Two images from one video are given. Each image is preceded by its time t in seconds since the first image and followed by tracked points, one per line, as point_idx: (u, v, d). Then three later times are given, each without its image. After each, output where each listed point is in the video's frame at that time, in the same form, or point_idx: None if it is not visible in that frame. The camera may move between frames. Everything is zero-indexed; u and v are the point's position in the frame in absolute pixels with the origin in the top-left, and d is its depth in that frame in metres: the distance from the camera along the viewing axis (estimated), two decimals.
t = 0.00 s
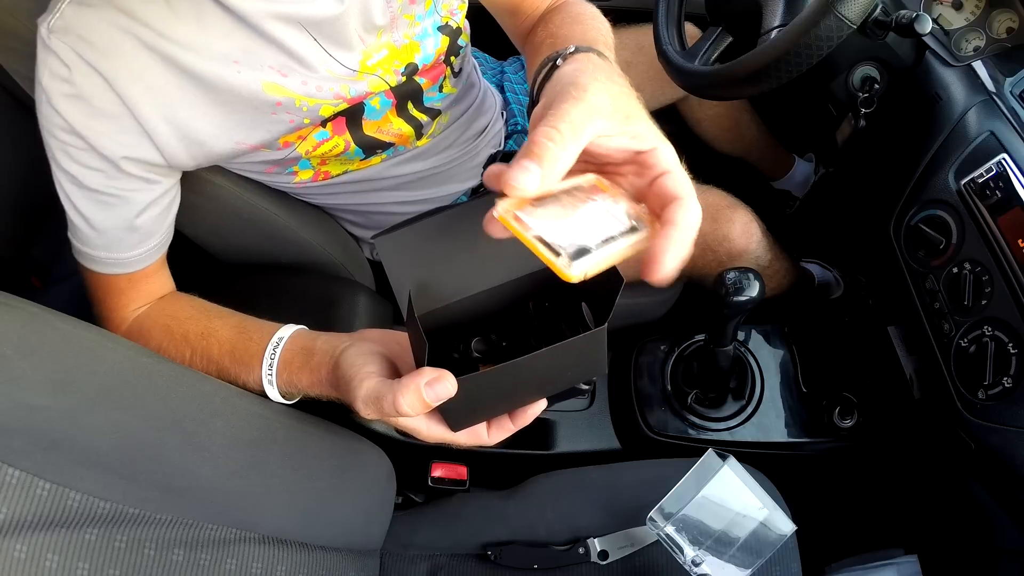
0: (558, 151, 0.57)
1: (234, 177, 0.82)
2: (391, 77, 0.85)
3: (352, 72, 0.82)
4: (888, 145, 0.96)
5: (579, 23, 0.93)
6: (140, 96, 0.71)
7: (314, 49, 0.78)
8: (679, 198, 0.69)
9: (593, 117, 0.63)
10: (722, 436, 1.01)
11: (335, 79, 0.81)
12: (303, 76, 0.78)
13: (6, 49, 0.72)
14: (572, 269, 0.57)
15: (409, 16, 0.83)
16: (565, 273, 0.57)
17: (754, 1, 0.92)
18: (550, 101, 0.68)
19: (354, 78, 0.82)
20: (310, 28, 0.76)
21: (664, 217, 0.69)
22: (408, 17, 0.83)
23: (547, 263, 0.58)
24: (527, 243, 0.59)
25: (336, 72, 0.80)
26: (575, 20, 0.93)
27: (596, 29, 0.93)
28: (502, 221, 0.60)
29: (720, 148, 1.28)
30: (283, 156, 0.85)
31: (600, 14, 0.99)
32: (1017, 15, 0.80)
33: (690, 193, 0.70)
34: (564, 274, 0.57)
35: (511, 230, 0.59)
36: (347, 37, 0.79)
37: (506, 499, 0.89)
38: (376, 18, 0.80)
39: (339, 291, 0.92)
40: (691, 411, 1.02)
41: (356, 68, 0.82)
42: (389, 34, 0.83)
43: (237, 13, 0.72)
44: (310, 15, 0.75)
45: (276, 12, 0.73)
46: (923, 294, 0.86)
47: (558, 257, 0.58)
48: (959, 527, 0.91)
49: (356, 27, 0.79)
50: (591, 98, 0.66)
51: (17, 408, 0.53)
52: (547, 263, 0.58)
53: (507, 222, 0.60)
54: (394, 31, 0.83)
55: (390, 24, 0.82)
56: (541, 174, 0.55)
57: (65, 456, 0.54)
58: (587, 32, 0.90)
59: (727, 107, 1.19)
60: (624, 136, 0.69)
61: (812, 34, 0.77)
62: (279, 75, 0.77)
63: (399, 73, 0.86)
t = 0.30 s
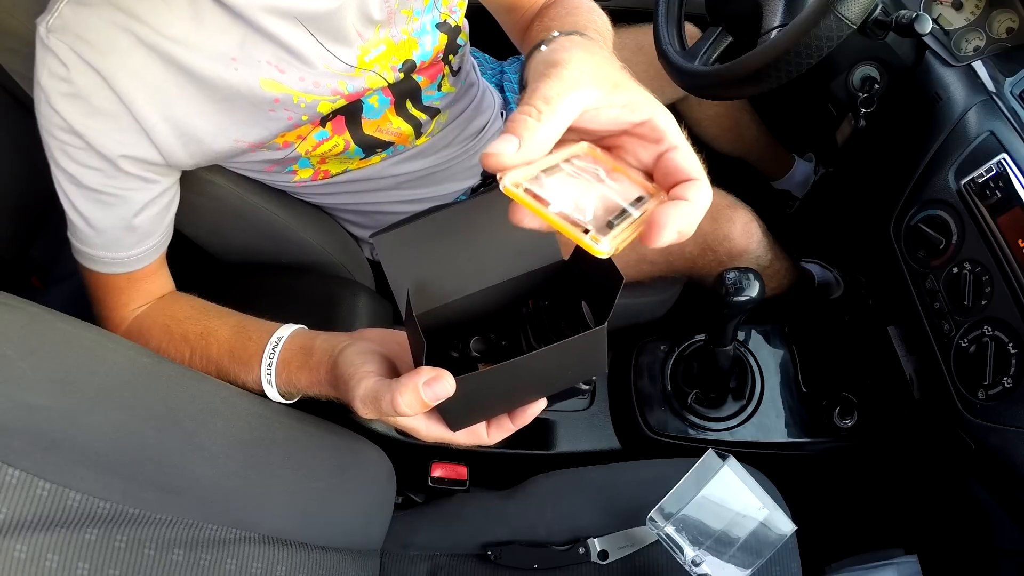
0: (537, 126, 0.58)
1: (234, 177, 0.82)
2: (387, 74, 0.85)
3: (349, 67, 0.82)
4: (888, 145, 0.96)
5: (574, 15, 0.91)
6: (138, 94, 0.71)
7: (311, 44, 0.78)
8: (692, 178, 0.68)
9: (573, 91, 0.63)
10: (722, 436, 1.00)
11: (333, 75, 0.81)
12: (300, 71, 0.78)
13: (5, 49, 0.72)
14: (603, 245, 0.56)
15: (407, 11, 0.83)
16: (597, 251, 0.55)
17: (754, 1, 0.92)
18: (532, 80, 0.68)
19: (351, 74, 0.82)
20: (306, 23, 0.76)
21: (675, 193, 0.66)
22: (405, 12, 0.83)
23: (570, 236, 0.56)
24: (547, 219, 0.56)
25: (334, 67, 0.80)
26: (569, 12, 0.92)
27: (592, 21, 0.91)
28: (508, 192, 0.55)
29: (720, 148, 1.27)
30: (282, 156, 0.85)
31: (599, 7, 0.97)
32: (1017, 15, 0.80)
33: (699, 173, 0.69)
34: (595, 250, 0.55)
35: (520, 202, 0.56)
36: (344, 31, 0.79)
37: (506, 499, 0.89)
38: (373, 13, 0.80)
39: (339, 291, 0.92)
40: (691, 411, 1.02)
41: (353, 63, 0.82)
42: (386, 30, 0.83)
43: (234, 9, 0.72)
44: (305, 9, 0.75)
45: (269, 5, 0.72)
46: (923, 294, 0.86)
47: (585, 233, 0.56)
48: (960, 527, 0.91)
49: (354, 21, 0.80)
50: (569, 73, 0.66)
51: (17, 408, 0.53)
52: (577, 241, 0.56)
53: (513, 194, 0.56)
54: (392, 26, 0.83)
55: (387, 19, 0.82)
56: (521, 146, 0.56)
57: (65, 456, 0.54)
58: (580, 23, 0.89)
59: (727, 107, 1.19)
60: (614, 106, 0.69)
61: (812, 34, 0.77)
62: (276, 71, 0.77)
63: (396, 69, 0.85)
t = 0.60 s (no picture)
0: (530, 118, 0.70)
1: (234, 176, 0.82)
2: (387, 72, 0.85)
3: (349, 65, 0.82)
4: (888, 145, 0.96)
5: (568, 22, 0.91)
6: (138, 94, 0.71)
7: (309, 39, 0.78)
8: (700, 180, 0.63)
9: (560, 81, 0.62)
10: (722, 436, 1.01)
11: (333, 73, 0.81)
12: (299, 69, 0.78)
13: (6, 49, 0.72)
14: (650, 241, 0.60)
15: (407, 9, 0.83)
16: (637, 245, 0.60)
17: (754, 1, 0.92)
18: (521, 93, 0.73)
19: (350, 73, 0.82)
20: (304, 18, 0.76)
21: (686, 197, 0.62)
22: (405, 10, 0.83)
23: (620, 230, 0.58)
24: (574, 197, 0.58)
25: (334, 64, 0.81)
26: (563, 19, 0.92)
27: (586, 29, 0.91)
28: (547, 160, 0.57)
29: (720, 148, 1.26)
30: (282, 156, 0.86)
31: (595, 15, 0.96)
32: (1017, 15, 0.80)
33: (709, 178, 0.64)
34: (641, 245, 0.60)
35: (560, 176, 0.57)
36: (344, 28, 0.79)
37: (506, 499, 0.89)
38: (374, 10, 0.80)
39: (339, 291, 0.92)
40: (691, 411, 1.02)
41: (353, 61, 0.82)
42: (387, 27, 0.83)
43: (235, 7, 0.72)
44: (305, 6, 0.75)
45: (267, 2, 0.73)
46: (923, 294, 0.86)
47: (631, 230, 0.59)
48: (959, 527, 0.91)
49: (354, 19, 0.80)
50: (551, 80, 0.74)
51: (17, 408, 0.53)
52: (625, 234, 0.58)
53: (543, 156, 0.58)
54: (392, 24, 0.83)
55: (388, 17, 0.82)
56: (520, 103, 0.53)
57: (65, 456, 0.54)
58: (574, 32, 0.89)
59: (727, 107, 1.19)
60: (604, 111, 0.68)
61: (812, 34, 0.78)
62: (275, 69, 0.77)
63: (395, 68, 0.85)
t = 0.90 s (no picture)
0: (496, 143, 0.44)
1: (235, 177, 0.83)
2: (388, 68, 0.85)
3: (350, 60, 0.81)
4: (888, 145, 0.96)
5: (563, 23, 0.89)
6: (138, 92, 0.70)
7: (310, 34, 0.77)
8: (675, 166, 0.55)
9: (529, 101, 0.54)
10: (722, 436, 1.01)
11: (334, 68, 0.81)
12: (300, 66, 0.78)
13: (6, 49, 0.72)
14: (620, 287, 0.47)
15: (409, 4, 0.82)
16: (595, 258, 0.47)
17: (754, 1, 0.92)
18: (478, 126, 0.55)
19: (351, 68, 0.82)
20: (305, 13, 0.76)
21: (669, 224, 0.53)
22: (408, 5, 0.82)
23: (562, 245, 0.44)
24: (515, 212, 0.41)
25: (335, 59, 0.80)
26: (557, 19, 0.90)
27: (580, 30, 0.89)
28: (478, 184, 0.39)
29: (721, 148, 1.28)
30: (282, 152, 0.85)
31: (598, 15, 0.96)
32: (1017, 15, 0.80)
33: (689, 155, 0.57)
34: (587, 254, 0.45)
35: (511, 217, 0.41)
36: (346, 22, 0.79)
37: (506, 498, 0.89)
38: (377, 4, 0.80)
39: (340, 291, 0.92)
40: (691, 411, 1.02)
41: (354, 56, 0.82)
42: (389, 22, 0.82)
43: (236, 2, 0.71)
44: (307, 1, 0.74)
45: None
46: (923, 293, 0.86)
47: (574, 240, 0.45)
48: (960, 527, 0.91)
49: (356, 13, 0.79)
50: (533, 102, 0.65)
51: (17, 408, 0.53)
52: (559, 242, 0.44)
53: (485, 186, 0.40)
54: (394, 19, 0.82)
55: (390, 11, 0.81)
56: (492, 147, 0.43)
57: (65, 456, 0.54)
58: (566, 32, 0.87)
59: (727, 107, 1.19)
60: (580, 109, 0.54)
61: (812, 34, 0.78)
62: (276, 66, 0.77)
63: (396, 63, 0.85)
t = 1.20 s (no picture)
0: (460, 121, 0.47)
1: (235, 177, 0.82)
2: (388, 66, 0.85)
3: (350, 59, 0.81)
4: (888, 144, 0.96)
5: (562, 21, 0.89)
6: (136, 92, 0.70)
7: (309, 32, 0.77)
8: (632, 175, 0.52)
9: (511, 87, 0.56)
10: (722, 436, 1.00)
11: (333, 67, 0.81)
12: (299, 64, 0.78)
13: (6, 49, 0.72)
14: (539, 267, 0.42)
15: (409, 2, 0.83)
16: (519, 256, 0.40)
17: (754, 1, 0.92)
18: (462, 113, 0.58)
19: (351, 66, 0.82)
20: (304, 11, 0.76)
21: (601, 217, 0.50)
22: (407, 2, 0.83)
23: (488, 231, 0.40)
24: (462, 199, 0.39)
25: (335, 57, 0.80)
26: (556, 18, 0.90)
27: (579, 28, 0.89)
28: (423, 158, 0.40)
29: (721, 148, 1.28)
30: (282, 152, 0.85)
31: (594, 15, 0.96)
32: (1017, 15, 0.80)
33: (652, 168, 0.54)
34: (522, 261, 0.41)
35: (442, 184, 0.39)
36: (345, 20, 0.79)
37: (505, 498, 0.89)
38: (377, 2, 0.80)
39: (339, 290, 0.92)
40: (691, 411, 1.02)
41: (354, 54, 0.81)
42: (389, 20, 0.82)
43: None
44: None
45: None
46: (923, 293, 0.86)
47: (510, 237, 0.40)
48: (960, 527, 0.91)
49: (356, 11, 0.79)
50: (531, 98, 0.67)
51: (17, 408, 0.53)
52: (499, 243, 0.40)
53: (426, 157, 0.40)
54: (394, 18, 0.82)
55: (390, 9, 0.81)
56: (440, 122, 0.44)
57: (65, 456, 0.54)
58: (565, 30, 0.87)
59: (727, 107, 1.19)
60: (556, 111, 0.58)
61: (812, 34, 0.78)
62: (275, 66, 0.77)
63: (395, 61, 0.85)
